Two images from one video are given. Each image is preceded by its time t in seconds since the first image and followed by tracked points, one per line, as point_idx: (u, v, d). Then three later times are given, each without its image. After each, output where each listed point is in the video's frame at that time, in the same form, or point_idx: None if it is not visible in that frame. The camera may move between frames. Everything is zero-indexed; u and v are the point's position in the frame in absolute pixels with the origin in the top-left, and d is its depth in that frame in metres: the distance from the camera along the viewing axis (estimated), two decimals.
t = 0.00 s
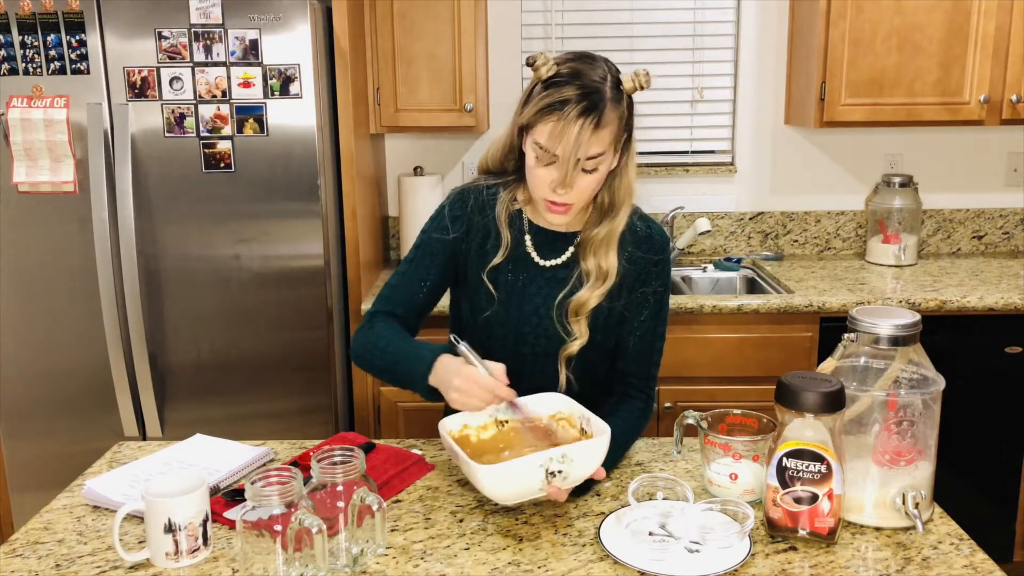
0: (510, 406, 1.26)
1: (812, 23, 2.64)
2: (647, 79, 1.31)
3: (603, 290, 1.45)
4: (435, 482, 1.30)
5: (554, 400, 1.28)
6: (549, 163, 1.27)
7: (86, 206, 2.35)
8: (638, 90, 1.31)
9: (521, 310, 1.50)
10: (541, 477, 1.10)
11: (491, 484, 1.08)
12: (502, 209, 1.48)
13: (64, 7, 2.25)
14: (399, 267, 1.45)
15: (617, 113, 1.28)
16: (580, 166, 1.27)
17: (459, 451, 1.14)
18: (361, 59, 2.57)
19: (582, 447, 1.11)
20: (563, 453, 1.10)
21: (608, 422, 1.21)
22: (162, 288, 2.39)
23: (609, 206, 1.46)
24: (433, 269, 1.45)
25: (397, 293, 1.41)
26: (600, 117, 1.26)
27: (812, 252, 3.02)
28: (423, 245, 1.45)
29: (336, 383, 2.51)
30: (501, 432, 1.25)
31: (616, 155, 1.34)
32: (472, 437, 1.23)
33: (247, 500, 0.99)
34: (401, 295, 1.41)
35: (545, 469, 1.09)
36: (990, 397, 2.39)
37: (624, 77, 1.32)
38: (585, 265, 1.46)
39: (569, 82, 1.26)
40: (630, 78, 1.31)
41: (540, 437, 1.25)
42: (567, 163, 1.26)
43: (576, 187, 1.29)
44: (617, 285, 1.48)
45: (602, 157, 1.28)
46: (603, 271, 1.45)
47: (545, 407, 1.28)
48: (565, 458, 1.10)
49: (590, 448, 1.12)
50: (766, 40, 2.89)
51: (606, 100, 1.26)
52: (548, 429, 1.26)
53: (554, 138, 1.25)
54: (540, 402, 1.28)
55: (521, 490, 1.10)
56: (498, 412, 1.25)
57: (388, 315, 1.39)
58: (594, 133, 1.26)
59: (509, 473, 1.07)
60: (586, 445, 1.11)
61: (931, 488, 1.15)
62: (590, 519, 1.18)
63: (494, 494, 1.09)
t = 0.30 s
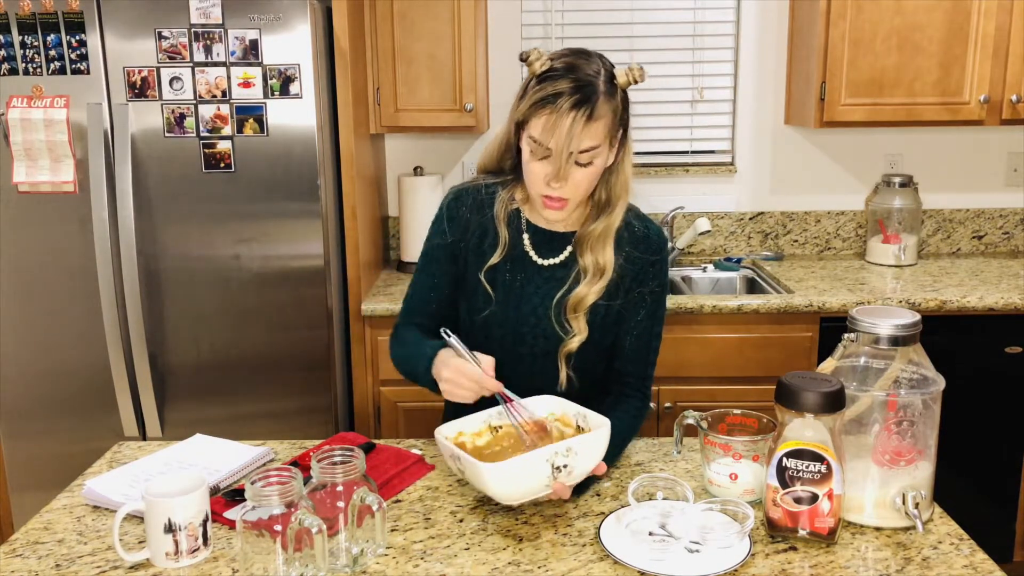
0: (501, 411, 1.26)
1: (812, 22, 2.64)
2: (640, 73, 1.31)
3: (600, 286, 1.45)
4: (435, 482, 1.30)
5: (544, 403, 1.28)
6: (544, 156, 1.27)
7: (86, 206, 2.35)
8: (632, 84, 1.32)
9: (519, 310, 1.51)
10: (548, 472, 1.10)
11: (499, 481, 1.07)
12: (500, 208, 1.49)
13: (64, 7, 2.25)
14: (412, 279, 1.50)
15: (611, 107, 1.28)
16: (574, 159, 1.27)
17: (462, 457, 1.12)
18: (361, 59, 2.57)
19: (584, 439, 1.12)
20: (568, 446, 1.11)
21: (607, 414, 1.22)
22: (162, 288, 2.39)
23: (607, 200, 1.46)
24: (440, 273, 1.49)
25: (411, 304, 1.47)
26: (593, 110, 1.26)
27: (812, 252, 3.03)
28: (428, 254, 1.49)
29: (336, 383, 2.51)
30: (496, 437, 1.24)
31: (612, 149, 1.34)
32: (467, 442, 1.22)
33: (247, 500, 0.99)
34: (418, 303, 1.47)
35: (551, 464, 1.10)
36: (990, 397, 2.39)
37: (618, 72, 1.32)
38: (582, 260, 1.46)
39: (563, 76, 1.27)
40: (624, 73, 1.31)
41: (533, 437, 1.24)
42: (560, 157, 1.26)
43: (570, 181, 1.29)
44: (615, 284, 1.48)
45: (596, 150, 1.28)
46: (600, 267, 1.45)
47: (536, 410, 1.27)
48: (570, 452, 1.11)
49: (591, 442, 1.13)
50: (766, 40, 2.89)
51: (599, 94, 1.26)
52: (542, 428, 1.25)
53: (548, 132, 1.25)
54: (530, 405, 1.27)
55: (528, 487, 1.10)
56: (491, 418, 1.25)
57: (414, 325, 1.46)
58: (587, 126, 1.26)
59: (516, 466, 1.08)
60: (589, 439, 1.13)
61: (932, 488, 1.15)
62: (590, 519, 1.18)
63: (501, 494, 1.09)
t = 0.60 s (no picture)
0: (493, 407, 1.26)
1: (812, 22, 2.64)
2: (600, 42, 1.37)
3: (600, 262, 1.45)
4: (436, 481, 1.30)
5: (535, 401, 1.28)
6: (528, 139, 1.32)
7: (86, 206, 2.35)
8: (594, 53, 1.37)
9: (520, 310, 1.52)
10: (541, 476, 1.09)
11: (494, 490, 1.07)
12: (496, 207, 1.51)
13: (64, 6, 2.25)
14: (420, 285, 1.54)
15: (574, 76, 1.34)
16: (556, 134, 1.31)
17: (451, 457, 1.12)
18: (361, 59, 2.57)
19: (577, 444, 1.12)
20: (561, 450, 1.10)
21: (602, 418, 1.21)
22: (162, 288, 2.39)
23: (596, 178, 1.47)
24: (444, 276, 1.52)
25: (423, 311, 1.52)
26: (556, 81, 1.32)
27: (812, 252, 3.03)
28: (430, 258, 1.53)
29: (336, 383, 2.51)
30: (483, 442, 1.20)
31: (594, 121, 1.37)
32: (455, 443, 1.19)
33: (247, 500, 0.99)
34: (427, 310, 1.51)
35: (544, 468, 1.09)
36: (990, 397, 2.39)
37: (579, 47, 1.38)
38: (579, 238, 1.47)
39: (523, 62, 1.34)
40: (584, 46, 1.38)
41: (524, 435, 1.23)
42: (542, 134, 1.31)
43: (559, 154, 1.32)
44: (616, 276, 1.48)
45: (574, 117, 1.32)
46: (596, 241, 1.45)
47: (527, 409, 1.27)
48: (564, 456, 1.10)
49: (585, 445, 1.13)
50: (766, 40, 2.89)
51: (563, 67, 1.33)
52: (536, 427, 1.26)
53: (525, 114, 1.31)
54: (521, 403, 1.28)
55: (522, 492, 1.09)
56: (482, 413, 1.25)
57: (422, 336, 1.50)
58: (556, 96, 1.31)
59: (511, 475, 1.07)
60: (583, 442, 1.12)
61: (932, 488, 1.15)
62: (590, 519, 1.18)
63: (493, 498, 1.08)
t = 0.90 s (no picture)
0: (479, 407, 1.25)
1: (812, 22, 2.64)
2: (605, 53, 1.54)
3: (587, 248, 1.48)
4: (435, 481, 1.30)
5: (522, 404, 1.26)
6: (535, 100, 1.41)
7: (86, 206, 2.35)
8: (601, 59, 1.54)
9: (516, 302, 1.54)
10: (537, 483, 1.06)
11: (485, 494, 1.03)
12: (487, 201, 1.54)
13: (64, 7, 2.25)
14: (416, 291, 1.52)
15: (583, 59, 1.46)
16: (560, 93, 1.41)
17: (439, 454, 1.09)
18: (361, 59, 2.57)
19: (575, 452, 1.09)
20: (560, 458, 1.08)
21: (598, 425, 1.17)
22: (163, 288, 2.39)
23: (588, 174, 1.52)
24: (440, 275, 1.52)
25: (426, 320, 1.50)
26: (565, 54, 1.43)
27: (812, 252, 3.03)
28: (425, 259, 1.52)
29: (336, 383, 2.51)
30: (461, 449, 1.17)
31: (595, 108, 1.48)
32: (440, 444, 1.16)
33: (247, 500, 0.99)
34: (430, 318, 1.50)
35: (540, 476, 1.06)
36: (990, 397, 2.39)
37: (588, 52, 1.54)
38: (566, 227, 1.50)
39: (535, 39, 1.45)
40: (593, 52, 1.54)
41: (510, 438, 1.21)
42: (548, 96, 1.41)
43: (563, 116, 1.41)
44: (605, 262, 1.50)
45: (580, 88, 1.42)
46: (582, 230, 1.49)
47: (513, 411, 1.26)
48: (562, 463, 1.08)
49: (583, 453, 1.10)
50: (766, 40, 2.89)
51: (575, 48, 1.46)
52: (522, 430, 1.24)
53: (532, 70, 1.42)
54: (507, 405, 1.26)
55: (515, 498, 1.06)
56: (467, 414, 1.24)
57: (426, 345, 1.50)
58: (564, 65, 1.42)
59: (504, 483, 1.03)
60: (581, 450, 1.10)
61: (931, 488, 1.15)
62: (590, 519, 1.18)
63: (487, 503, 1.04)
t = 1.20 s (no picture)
0: (483, 430, 1.20)
1: (813, 22, 2.64)
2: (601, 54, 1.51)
3: (585, 254, 1.49)
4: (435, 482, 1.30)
5: (525, 420, 1.23)
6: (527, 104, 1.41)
7: (85, 206, 2.35)
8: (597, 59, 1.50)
9: (515, 306, 1.53)
10: (547, 517, 1.03)
11: (497, 536, 1.00)
12: (481, 206, 1.53)
13: (64, 7, 2.25)
14: (414, 301, 1.52)
15: (578, 62, 1.46)
16: (553, 98, 1.41)
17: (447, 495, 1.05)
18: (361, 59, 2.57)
19: (581, 481, 1.05)
20: (566, 490, 1.04)
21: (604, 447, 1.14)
22: (163, 288, 2.39)
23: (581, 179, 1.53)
24: (437, 284, 1.51)
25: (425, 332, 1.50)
26: (560, 57, 1.43)
27: (812, 252, 3.03)
28: (422, 268, 1.51)
29: (336, 383, 2.51)
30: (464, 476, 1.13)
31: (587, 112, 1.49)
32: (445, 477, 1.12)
33: (247, 500, 0.99)
34: (429, 328, 1.49)
35: (550, 510, 1.03)
36: (989, 397, 2.39)
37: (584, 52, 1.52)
38: (561, 232, 1.51)
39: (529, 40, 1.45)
40: (590, 51, 1.51)
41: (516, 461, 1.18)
42: (541, 101, 1.41)
43: (555, 122, 1.41)
44: (603, 262, 1.51)
45: (573, 93, 1.42)
46: (578, 236, 1.50)
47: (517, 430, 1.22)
48: (568, 495, 1.04)
49: (590, 480, 1.06)
50: (766, 40, 2.89)
51: (570, 51, 1.45)
52: (525, 448, 1.21)
53: (525, 74, 1.41)
54: (511, 424, 1.22)
55: (528, 533, 1.02)
56: (472, 439, 1.19)
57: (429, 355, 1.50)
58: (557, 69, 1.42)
59: (516, 522, 1.00)
60: (587, 478, 1.06)
61: (931, 488, 1.15)
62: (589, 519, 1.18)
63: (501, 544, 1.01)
